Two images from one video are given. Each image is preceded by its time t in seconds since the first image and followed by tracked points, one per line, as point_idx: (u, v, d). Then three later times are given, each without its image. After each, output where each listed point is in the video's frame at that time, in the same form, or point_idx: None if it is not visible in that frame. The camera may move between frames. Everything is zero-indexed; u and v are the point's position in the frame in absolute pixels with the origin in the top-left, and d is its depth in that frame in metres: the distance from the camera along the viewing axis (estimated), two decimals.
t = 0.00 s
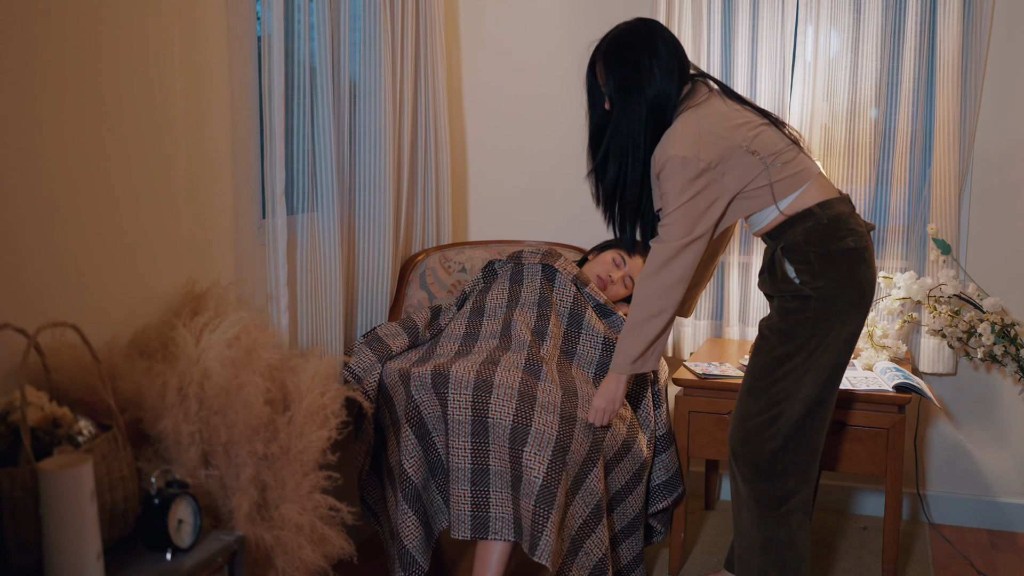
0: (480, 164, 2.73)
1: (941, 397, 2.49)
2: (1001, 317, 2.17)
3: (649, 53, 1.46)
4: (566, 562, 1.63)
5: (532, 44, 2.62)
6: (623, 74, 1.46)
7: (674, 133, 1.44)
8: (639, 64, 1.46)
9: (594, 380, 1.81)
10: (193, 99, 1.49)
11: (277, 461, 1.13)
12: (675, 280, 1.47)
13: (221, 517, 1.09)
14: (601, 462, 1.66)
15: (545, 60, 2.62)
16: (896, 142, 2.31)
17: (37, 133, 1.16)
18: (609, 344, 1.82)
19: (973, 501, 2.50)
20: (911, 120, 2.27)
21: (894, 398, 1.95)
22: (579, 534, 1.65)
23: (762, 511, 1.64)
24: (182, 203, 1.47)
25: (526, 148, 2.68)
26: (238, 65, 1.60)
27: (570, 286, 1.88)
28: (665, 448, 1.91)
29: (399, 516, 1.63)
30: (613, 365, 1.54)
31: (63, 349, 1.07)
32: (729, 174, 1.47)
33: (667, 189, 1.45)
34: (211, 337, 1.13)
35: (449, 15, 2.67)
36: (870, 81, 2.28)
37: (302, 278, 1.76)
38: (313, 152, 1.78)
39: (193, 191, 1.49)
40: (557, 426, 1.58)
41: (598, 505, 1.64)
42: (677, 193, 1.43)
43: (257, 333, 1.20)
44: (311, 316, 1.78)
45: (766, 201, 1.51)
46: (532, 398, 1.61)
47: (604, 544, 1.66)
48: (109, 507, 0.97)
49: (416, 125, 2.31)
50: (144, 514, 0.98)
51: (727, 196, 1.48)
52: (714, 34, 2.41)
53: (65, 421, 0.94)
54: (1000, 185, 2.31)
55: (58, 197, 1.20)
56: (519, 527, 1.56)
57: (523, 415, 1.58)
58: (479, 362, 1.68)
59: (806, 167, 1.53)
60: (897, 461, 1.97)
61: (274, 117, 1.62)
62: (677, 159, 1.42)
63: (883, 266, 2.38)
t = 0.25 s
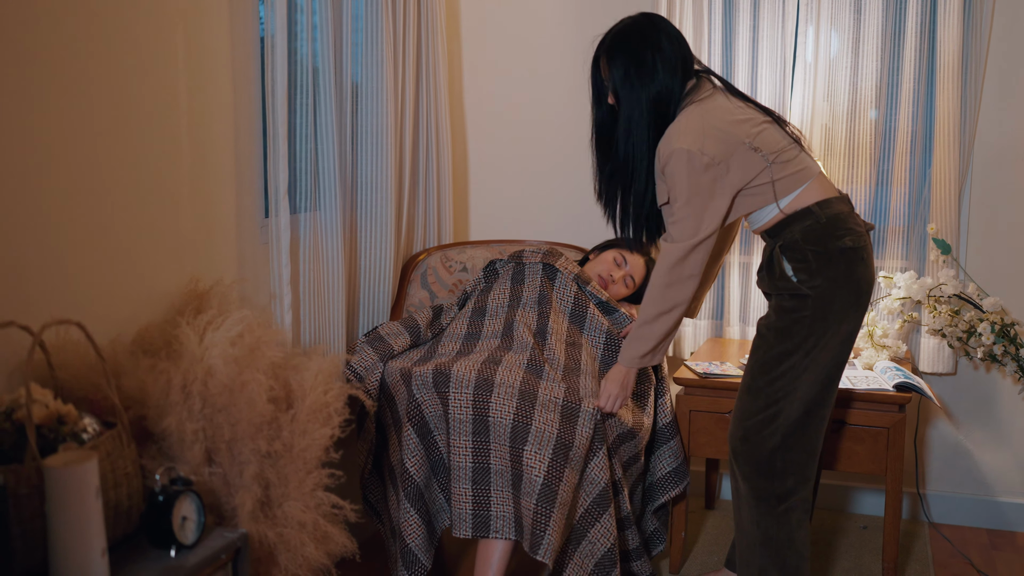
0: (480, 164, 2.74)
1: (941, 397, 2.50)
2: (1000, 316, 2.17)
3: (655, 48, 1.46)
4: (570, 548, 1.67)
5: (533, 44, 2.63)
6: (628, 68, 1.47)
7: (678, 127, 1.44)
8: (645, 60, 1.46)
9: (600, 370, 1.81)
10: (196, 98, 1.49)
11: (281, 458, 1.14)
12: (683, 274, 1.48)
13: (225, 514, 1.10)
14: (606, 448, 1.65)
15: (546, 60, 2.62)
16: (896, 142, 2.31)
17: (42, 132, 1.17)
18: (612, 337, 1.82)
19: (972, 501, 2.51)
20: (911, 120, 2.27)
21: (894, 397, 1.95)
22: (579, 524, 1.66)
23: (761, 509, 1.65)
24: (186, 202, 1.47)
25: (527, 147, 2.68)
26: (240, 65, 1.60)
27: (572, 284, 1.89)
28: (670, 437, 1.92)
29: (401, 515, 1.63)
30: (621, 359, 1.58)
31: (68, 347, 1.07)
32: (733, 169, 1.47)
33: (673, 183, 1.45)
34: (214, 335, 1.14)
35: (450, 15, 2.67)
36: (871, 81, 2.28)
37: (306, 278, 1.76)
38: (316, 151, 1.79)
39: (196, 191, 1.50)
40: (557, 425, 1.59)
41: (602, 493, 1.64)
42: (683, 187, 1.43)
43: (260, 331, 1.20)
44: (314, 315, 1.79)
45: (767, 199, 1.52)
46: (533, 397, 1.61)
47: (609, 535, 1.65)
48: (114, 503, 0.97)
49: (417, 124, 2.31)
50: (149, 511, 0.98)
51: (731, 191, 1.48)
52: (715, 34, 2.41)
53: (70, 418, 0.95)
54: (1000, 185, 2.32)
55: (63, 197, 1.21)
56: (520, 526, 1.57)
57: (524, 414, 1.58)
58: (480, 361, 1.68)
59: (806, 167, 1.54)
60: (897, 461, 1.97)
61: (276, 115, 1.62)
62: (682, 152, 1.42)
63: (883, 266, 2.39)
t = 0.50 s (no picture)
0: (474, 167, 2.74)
1: (932, 400, 2.52)
2: (990, 319, 2.22)
3: (652, 51, 1.47)
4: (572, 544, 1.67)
5: (527, 48, 2.64)
6: (624, 69, 1.48)
7: (674, 128, 1.45)
8: (641, 62, 1.47)
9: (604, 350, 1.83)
10: (191, 101, 1.49)
11: (274, 461, 1.14)
12: (685, 278, 1.48)
13: (219, 516, 1.10)
14: (604, 440, 1.64)
15: (540, 64, 2.63)
16: (888, 147, 2.33)
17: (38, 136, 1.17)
18: (610, 342, 1.85)
19: (964, 504, 2.53)
20: (903, 125, 2.29)
21: (885, 400, 1.97)
22: (578, 526, 1.66)
23: (755, 511, 1.66)
24: (181, 205, 1.48)
25: (522, 151, 2.69)
26: (235, 68, 1.60)
27: (566, 289, 1.91)
28: (668, 450, 1.93)
29: (395, 519, 1.64)
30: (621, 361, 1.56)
31: (62, 349, 1.07)
32: (729, 170, 1.48)
33: (669, 183, 1.46)
34: (209, 337, 1.14)
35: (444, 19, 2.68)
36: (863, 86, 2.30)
37: (300, 281, 1.76)
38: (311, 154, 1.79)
39: (190, 194, 1.50)
40: (550, 428, 1.59)
41: (605, 487, 1.64)
42: (680, 187, 1.44)
43: (254, 333, 1.20)
44: (309, 318, 1.79)
45: (761, 201, 1.53)
46: (527, 399, 1.61)
47: (617, 526, 1.65)
48: (108, 506, 0.97)
49: (412, 127, 2.32)
50: (142, 513, 0.98)
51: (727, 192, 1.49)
52: (708, 39, 2.43)
53: (65, 420, 0.95)
54: (991, 190, 2.34)
55: (58, 200, 1.21)
56: (513, 529, 1.57)
57: (517, 417, 1.59)
58: (475, 365, 1.68)
59: (801, 169, 1.55)
60: (888, 463, 1.99)
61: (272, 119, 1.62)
62: (678, 153, 1.43)
63: (874, 269, 2.41)
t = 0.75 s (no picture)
0: (456, 178, 2.76)
1: (910, 410, 2.55)
2: (966, 328, 2.25)
3: (634, 63, 1.51)
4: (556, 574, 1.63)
5: (510, 61, 2.67)
6: (606, 79, 1.51)
7: (660, 134, 1.49)
8: (622, 73, 1.51)
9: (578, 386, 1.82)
10: (172, 112, 1.51)
11: (253, 470, 1.15)
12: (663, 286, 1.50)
13: (197, 527, 1.11)
14: (581, 469, 1.65)
15: (523, 76, 2.66)
16: (864, 159, 2.38)
17: (19, 146, 1.18)
18: (587, 359, 1.86)
19: (941, 512, 2.56)
20: (878, 138, 2.34)
21: (862, 409, 2.01)
22: (563, 547, 1.65)
23: (741, 523, 1.66)
24: (160, 215, 1.49)
25: (505, 162, 2.71)
26: (216, 77, 1.62)
27: (547, 301, 1.92)
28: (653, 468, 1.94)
29: (375, 529, 1.64)
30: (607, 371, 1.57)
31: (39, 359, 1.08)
32: (715, 176, 1.50)
33: (654, 187, 1.49)
34: (188, 347, 1.14)
35: (426, 31, 2.71)
36: (839, 100, 2.35)
37: (281, 291, 1.77)
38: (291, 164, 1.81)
39: (170, 203, 1.51)
40: (529, 438, 1.61)
41: (583, 514, 1.64)
42: (663, 193, 1.47)
43: (233, 344, 1.21)
44: (288, 328, 1.79)
45: (748, 209, 1.55)
46: (505, 410, 1.62)
47: (594, 553, 1.65)
48: (85, 516, 0.98)
49: (393, 139, 2.34)
50: (120, 522, 0.98)
51: (712, 199, 1.51)
52: (687, 52, 2.46)
53: (42, 430, 0.96)
54: (965, 202, 2.38)
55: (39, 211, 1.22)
56: (491, 539, 1.58)
57: (496, 428, 1.60)
58: (455, 375, 1.70)
59: (785, 180, 1.57)
60: (865, 471, 2.03)
61: (251, 128, 1.62)
62: (664, 156, 1.46)
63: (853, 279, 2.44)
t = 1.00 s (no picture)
0: (434, 182, 2.78)
1: (884, 412, 2.60)
2: (938, 331, 2.29)
3: (610, 70, 1.53)
4: None
5: (489, 65, 2.69)
6: (582, 86, 1.54)
7: (639, 139, 1.49)
8: (598, 80, 1.53)
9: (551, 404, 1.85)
10: (146, 117, 1.53)
11: (226, 472, 1.15)
12: (653, 292, 1.49)
13: (170, 528, 1.11)
14: (555, 472, 1.67)
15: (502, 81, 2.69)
16: (837, 164, 2.42)
17: None
18: (560, 375, 1.89)
19: (915, 513, 2.60)
20: (852, 143, 2.38)
21: (836, 411, 2.04)
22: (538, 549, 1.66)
23: (728, 529, 1.63)
24: (135, 218, 1.49)
25: (484, 167, 2.73)
26: (190, 84, 1.65)
27: (524, 313, 1.94)
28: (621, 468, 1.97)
29: (351, 532, 1.65)
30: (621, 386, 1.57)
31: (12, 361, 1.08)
32: (700, 178, 1.49)
33: (635, 191, 1.48)
34: (161, 349, 1.15)
35: (404, 36, 2.73)
36: (813, 105, 2.39)
37: (256, 294, 1.77)
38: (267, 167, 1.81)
39: (145, 207, 1.52)
40: (504, 440, 1.62)
41: (557, 516, 1.65)
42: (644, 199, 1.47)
43: (207, 345, 1.21)
44: (265, 332, 1.80)
45: (733, 211, 1.53)
46: (481, 413, 1.64)
47: (568, 555, 1.67)
48: (57, 517, 0.99)
49: (371, 143, 2.35)
50: (92, 524, 0.99)
51: (696, 202, 1.49)
52: (664, 57, 2.50)
53: (13, 432, 0.94)
54: (936, 207, 2.43)
55: (14, 214, 1.22)
56: (466, 541, 1.59)
57: (472, 430, 1.61)
58: (431, 378, 1.71)
59: (769, 182, 1.56)
60: (838, 473, 2.07)
61: (227, 133, 1.64)
62: (644, 160, 1.46)
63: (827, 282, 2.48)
